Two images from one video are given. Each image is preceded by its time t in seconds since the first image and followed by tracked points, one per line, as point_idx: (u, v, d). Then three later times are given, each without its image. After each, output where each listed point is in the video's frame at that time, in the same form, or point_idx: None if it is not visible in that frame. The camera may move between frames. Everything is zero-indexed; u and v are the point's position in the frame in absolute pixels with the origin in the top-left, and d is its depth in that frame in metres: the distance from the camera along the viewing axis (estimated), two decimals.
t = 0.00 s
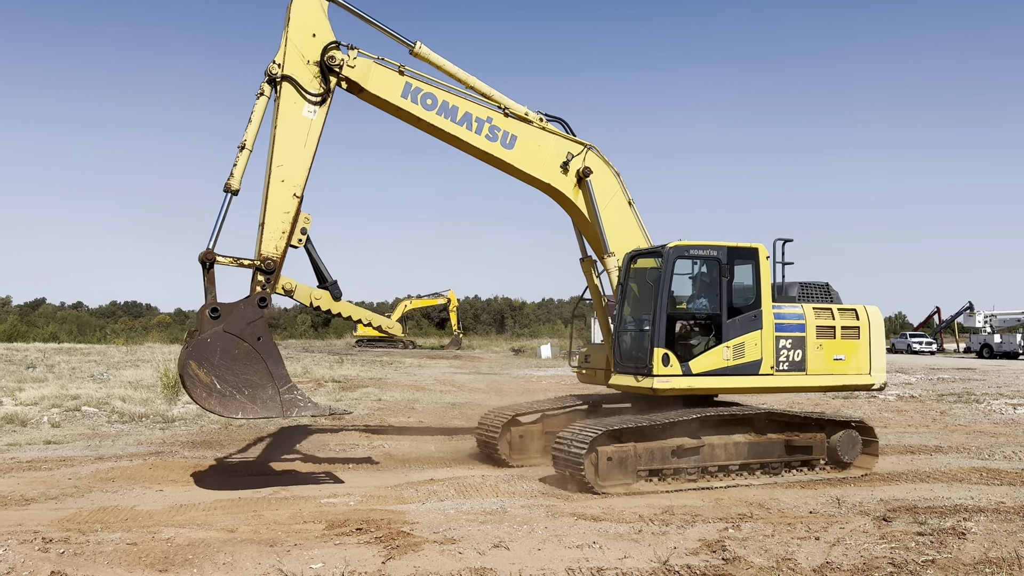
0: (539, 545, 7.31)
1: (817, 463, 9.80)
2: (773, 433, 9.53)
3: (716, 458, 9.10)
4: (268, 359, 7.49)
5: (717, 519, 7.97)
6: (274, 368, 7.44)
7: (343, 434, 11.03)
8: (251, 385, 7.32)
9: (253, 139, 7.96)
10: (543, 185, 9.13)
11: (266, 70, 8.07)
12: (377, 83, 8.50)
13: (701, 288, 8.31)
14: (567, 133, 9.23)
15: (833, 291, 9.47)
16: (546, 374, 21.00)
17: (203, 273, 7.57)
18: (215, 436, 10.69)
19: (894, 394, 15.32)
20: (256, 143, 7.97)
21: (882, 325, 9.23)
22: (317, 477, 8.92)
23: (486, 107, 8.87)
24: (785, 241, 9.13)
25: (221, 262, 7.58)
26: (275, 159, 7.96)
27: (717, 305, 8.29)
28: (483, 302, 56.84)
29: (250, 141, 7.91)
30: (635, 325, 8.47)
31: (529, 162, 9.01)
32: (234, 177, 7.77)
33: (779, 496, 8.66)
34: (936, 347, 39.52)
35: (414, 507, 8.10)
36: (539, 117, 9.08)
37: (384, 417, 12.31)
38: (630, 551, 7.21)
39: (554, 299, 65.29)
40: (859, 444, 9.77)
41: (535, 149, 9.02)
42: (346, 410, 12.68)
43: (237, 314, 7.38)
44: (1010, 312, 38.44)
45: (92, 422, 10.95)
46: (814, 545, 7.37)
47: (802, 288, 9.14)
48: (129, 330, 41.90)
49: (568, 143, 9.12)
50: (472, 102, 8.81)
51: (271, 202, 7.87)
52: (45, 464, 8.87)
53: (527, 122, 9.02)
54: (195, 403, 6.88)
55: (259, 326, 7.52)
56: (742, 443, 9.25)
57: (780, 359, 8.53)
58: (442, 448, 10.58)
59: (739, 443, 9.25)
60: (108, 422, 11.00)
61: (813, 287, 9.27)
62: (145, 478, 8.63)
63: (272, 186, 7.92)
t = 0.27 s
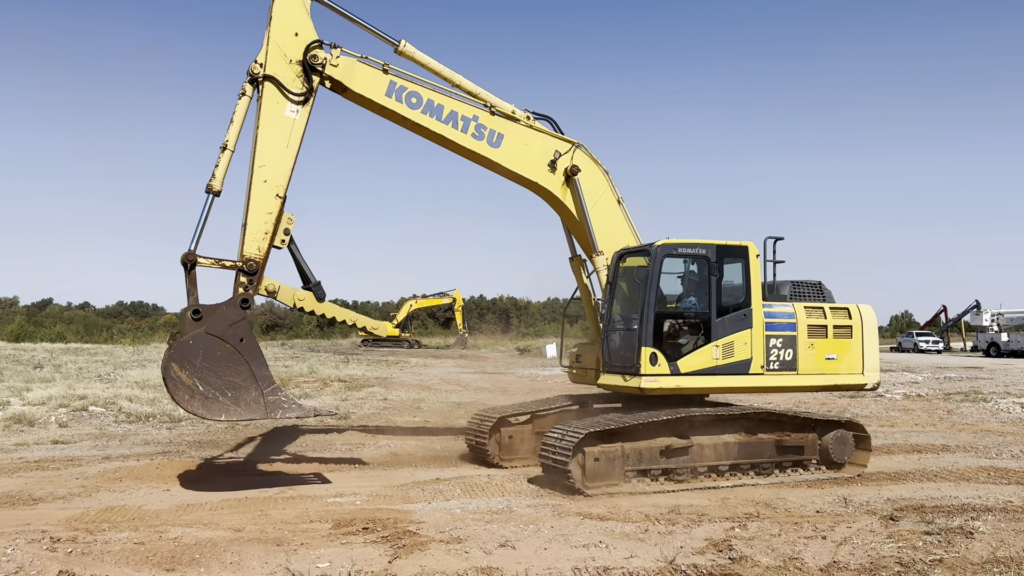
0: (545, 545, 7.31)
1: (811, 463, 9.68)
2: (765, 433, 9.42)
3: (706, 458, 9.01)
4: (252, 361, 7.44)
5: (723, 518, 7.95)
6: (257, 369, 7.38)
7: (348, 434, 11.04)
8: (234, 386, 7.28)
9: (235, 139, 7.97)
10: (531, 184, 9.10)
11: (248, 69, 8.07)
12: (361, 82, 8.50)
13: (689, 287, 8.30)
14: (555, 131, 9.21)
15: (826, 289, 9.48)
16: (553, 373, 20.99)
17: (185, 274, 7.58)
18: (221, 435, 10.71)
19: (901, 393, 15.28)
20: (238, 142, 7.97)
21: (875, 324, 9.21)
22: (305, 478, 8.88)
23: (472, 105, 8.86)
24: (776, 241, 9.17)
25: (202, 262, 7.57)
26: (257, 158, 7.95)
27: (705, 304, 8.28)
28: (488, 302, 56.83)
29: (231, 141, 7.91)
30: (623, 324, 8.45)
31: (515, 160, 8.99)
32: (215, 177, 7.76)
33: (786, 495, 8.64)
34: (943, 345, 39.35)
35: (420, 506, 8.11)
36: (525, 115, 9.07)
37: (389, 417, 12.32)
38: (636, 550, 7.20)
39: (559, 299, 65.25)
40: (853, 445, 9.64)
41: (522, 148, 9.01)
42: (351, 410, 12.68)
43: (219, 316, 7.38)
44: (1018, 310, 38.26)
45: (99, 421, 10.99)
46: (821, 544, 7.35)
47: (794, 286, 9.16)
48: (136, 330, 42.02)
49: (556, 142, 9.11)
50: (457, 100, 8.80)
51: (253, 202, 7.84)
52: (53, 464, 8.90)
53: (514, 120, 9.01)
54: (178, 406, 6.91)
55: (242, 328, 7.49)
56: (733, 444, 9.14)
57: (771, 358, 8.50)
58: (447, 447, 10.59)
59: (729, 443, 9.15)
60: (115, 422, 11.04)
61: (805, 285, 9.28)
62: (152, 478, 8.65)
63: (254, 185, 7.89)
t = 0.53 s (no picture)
0: (555, 544, 7.30)
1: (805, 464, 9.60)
2: (757, 434, 9.35)
3: (697, 458, 8.94)
4: (236, 360, 7.43)
5: (733, 518, 7.93)
6: (241, 368, 7.37)
7: (357, 434, 11.05)
8: (217, 385, 7.27)
9: (221, 136, 7.98)
10: (522, 182, 9.10)
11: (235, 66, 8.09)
12: (349, 79, 8.51)
13: (680, 285, 8.27)
14: (545, 129, 9.21)
15: (820, 288, 9.44)
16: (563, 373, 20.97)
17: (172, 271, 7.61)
18: (231, 435, 10.75)
19: (912, 392, 15.20)
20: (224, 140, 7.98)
21: (871, 322, 9.17)
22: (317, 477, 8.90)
23: (462, 102, 8.86)
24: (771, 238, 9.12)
25: (187, 260, 7.58)
26: (243, 155, 7.95)
27: (697, 303, 8.25)
28: (496, 302, 56.80)
29: (217, 139, 7.94)
30: (614, 323, 8.45)
31: (505, 157, 8.97)
32: (201, 174, 7.77)
33: (796, 495, 8.60)
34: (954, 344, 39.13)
35: (430, 506, 8.11)
36: (516, 112, 9.07)
37: (398, 416, 12.33)
38: (646, 550, 7.18)
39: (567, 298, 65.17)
40: (847, 445, 9.58)
41: (512, 145, 9.00)
42: (360, 410, 12.70)
43: (203, 314, 7.37)
44: None
45: (110, 421, 11.04)
46: (832, 544, 7.32)
47: (789, 285, 9.12)
48: (146, 330, 42.22)
49: (547, 139, 9.11)
50: (447, 97, 8.80)
51: (239, 200, 7.85)
52: (65, 464, 8.95)
53: (503, 117, 9.00)
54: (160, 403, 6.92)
55: (226, 326, 7.48)
56: (725, 444, 9.08)
57: (764, 357, 8.47)
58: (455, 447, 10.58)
59: (721, 443, 9.08)
60: (126, 422, 11.09)
61: (801, 284, 9.24)
62: (163, 478, 8.68)
63: (240, 182, 7.90)
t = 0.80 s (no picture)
0: (568, 544, 7.29)
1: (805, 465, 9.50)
2: (755, 435, 9.26)
3: (692, 459, 8.88)
4: (225, 361, 7.47)
5: (747, 518, 7.90)
6: (229, 369, 7.41)
7: (369, 434, 11.07)
8: (206, 386, 7.32)
9: (209, 136, 7.98)
10: (514, 180, 9.09)
11: (222, 65, 8.10)
12: (338, 77, 8.48)
13: (673, 284, 8.22)
14: (538, 126, 9.17)
15: (820, 286, 9.41)
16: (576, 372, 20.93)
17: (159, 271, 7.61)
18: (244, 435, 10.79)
19: (928, 391, 15.10)
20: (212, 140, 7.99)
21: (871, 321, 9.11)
22: (328, 477, 8.92)
23: (453, 100, 8.85)
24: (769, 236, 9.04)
25: (174, 260, 7.58)
26: (231, 155, 7.96)
27: (691, 302, 8.20)
28: (505, 302, 56.81)
29: (205, 138, 7.94)
30: (607, 322, 8.39)
31: (497, 155, 8.97)
32: (188, 174, 7.78)
33: (810, 495, 8.55)
34: (968, 343, 38.81)
35: (442, 505, 8.12)
36: (509, 110, 9.05)
37: (410, 416, 12.34)
38: (659, 550, 7.16)
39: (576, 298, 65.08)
40: (847, 446, 9.47)
41: (504, 143, 8.99)
42: (373, 409, 12.73)
43: (191, 315, 7.43)
44: None
45: (125, 421, 11.10)
46: (847, 545, 7.28)
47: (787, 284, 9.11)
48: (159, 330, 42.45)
49: (540, 137, 9.09)
50: (438, 96, 8.80)
51: (227, 199, 7.87)
52: (80, 463, 9.01)
53: (495, 116, 8.99)
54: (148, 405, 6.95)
55: (215, 327, 7.53)
56: (721, 445, 8.99)
57: (761, 357, 8.42)
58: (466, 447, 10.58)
59: (717, 444, 9.00)
60: (140, 422, 11.16)
61: (799, 283, 9.22)
62: (177, 477, 8.73)
63: (228, 182, 7.92)
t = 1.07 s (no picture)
0: (583, 544, 7.27)
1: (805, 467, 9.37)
2: (753, 435, 9.14)
3: (688, 460, 8.78)
4: (214, 361, 7.49)
5: (763, 518, 7.86)
6: (219, 369, 7.42)
7: (383, 433, 11.10)
8: (195, 386, 7.34)
9: (200, 135, 8.00)
10: (509, 178, 9.07)
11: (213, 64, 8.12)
12: (329, 75, 8.52)
13: (669, 283, 8.17)
14: (533, 124, 9.16)
15: (820, 286, 9.45)
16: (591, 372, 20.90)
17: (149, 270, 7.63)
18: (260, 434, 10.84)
19: (946, 391, 14.96)
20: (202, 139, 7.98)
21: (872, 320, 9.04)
22: (344, 476, 8.95)
23: (446, 98, 8.85)
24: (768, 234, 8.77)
25: (165, 259, 7.57)
26: (222, 155, 7.98)
27: (687, 301, 8.14)
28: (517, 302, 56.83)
29: (195, 138, 7.92)
30: (602, 321, 8.34)
31: (491, 153, 8.96)
32: (179, 174, 7.81)
33: (827, 496, 8.50)
34: (986, 343, 38.43)
35: (457, 505, 8.13)
36: (503, 108, 9.04)
37: (424, 416, 12.37)
38: (675, 550, 7.14)
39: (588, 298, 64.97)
40: (848, 447, 9.34)
41: (498, 141, 8.98)
42: (387, 409, 12.76)
43: (180, 315, 7.44)
44: None
45: (142, 421, 11.18)
46: (864, 545, 7.23)
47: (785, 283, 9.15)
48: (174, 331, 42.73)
49: (534, 135, 9.07)
50: (431, 94, 8.80)
51: (218, 199, 7.87)
52: (99, 463, 9.09)
53: (489, 114, 8.99)
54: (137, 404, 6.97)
55: (204, 326, 7.56)
56: (717, 446, 8.89)
57: (759, 357, 8.37)
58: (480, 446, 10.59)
59: (713, 445, 8.90)
60: (157, 421, 11.24)
61: (799, 282, 9.25)
62: (193, 477, 8.79)
63: (219, 181, 7.93)
